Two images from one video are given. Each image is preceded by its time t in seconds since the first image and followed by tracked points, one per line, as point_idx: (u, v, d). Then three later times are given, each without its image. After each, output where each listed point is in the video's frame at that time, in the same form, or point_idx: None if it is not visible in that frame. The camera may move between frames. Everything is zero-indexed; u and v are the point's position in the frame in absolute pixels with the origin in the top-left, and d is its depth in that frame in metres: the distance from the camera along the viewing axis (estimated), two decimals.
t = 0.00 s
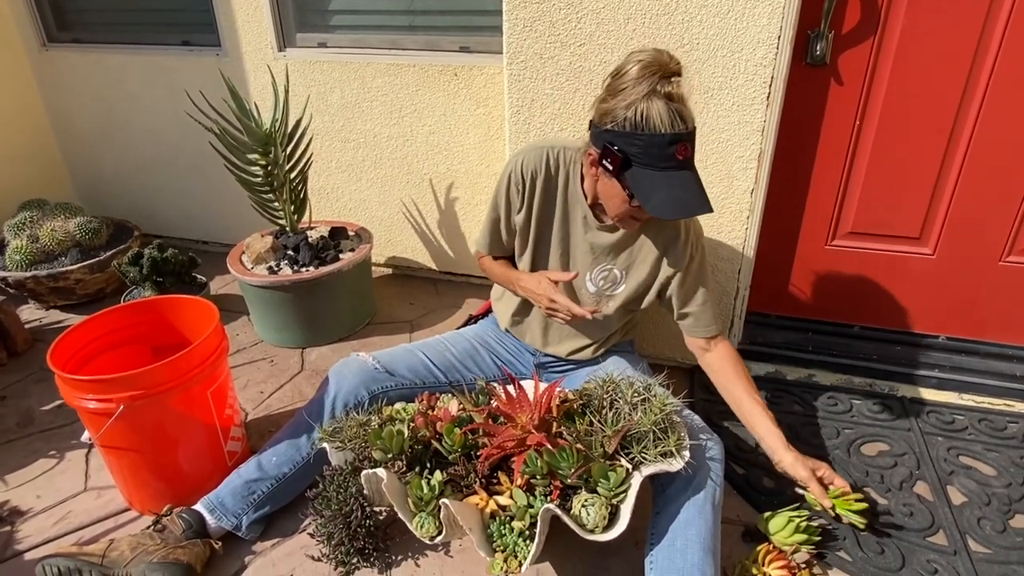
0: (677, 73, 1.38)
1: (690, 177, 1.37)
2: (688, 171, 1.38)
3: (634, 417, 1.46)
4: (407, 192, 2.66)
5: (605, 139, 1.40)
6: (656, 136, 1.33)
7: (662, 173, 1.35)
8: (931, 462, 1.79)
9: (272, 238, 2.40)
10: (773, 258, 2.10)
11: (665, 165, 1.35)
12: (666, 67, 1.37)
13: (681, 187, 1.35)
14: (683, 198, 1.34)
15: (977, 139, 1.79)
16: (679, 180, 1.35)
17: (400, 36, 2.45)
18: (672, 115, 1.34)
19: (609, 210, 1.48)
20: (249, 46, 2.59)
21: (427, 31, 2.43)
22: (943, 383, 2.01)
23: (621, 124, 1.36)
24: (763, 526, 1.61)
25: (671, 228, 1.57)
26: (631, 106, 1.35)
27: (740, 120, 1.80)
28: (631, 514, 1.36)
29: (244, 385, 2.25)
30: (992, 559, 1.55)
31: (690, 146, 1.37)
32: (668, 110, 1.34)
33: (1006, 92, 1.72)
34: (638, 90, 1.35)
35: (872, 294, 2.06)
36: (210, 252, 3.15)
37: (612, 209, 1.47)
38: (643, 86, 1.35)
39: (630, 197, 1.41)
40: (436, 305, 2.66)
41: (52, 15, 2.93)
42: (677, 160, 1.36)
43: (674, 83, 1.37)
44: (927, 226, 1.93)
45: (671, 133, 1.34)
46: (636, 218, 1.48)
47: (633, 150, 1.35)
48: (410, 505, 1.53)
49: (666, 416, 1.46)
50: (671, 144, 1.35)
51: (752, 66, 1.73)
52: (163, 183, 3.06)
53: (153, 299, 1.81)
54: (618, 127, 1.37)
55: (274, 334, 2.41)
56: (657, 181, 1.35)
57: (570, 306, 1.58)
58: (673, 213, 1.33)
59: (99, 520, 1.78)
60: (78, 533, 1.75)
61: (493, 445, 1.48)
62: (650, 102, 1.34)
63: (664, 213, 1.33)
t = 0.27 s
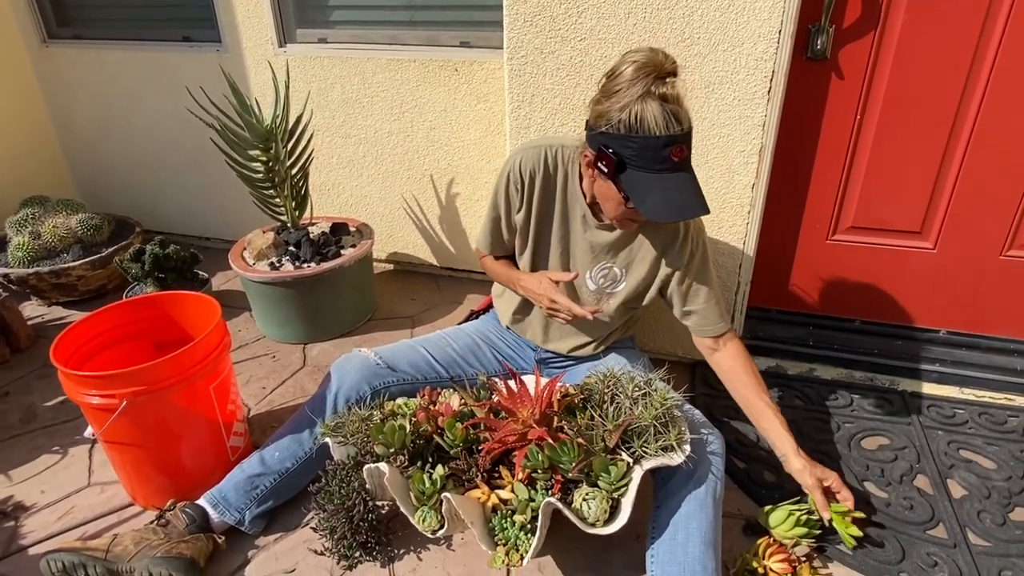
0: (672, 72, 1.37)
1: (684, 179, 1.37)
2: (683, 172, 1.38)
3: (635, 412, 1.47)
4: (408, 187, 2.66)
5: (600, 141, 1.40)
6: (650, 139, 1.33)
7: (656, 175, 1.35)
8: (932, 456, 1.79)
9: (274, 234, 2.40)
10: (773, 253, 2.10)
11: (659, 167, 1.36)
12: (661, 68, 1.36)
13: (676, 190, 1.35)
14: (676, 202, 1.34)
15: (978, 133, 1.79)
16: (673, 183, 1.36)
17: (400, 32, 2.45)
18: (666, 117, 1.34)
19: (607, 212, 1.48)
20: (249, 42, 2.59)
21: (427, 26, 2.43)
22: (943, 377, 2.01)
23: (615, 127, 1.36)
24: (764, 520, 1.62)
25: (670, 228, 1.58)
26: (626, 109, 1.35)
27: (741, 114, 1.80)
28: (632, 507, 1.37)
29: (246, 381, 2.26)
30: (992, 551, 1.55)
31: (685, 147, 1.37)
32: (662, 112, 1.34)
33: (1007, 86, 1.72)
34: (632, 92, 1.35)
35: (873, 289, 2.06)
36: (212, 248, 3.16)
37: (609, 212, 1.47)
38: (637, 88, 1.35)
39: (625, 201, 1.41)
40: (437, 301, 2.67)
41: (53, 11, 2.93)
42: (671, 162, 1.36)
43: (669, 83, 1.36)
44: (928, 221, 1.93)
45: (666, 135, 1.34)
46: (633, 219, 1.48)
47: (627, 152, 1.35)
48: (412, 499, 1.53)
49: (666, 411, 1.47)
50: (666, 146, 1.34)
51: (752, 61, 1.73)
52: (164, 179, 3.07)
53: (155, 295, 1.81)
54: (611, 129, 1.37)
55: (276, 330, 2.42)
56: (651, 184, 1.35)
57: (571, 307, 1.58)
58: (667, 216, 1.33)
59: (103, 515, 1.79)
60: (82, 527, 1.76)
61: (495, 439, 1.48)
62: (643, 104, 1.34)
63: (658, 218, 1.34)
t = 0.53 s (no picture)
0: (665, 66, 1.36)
1: (658, 175, 1.36)
2: (659, 168, 1.36)
3: (636, 407, 1.47)
4: (409, 183, 2.66)
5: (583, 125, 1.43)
6: (624, 129, 1.33)
7: (630, 167, 1.36)
8: (933, 451, 1.79)
9: (275, 230, 2.39)
10: (775, 248, 2.10)
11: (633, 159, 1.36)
12: (653, 60, 1.36)
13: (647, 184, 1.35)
14: (642, 195, 1.34)
15: (980, 128, 1.78)
16: (646, 177, 1.35)
17: (401, 27, 2.45)
18: (646, 109, 1.33)
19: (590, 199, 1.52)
20: (249, 38, 2.59)
21: (427, 21, 2.42)
22: (945, 372, 2.00)
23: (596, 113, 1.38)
24: (764, 515, 1.62)
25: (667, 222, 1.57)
26: (608, 95, 1.36)
27: (742, 109, 1.79)
28: (633, 502, 1.37)
29: (248, 377, 2.26)
30: (993, 547, 1.55)
31: (664, 142, 1.35)
32: (642, 103, 1.33)
33: (1010, 81, 1.71)
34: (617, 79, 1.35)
35: (874, 283, 2.06)
36: (213, 245, 3.16)
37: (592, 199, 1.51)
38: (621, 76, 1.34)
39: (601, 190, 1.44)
40: (438, 297, 2.67)
41: (53, 8, 2.93)
42: (645, 155, 1.35)
43: (659, 76, 1.35)
44: (930, 216, 1.93)
45: (640, 126, 1.33)
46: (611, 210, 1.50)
47: (602, 138, 1.37)
48: (413, 494, 1.53)
49: (667, 406, 1.47)
50: (640, 137, 1.34)
51: (754, 55, 1.72)
52: (165, 175, 3.07)
53: (156, 291, 1.81)
54: (591, 116, 1.39)
55: (277, 326, 2.42)
56: (624, 175, 1.36)
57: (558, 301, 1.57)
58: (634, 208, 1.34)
59: (106, 510, 1.80)
60: (85, 523, 1.77)
61: (496, 435, 1.49)
62: (624, 94, 1.34)
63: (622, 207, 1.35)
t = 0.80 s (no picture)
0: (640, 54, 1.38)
1: (610, 155, 1.39)
2: (613, 149, 1.38)
3: (637, 405, 1.47)
4: (411, 181, 2.66)
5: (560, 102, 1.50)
6: (580, 108, 1.39)
7: (586, 145, 1.40)
8: (935, 448, 1.79)
9: (278, 229, 2.41)
10: (777, 245, 2.10)
11: (589, 138, 1.40)
12: (627, 47, 1.38)
13: (598, 164, 1.40)
14: (587, 172, 1.41)
15: (983, 125, 1.78)
16: (598, 156, 1.39)
17: (402, 25, 2.45)
18: (603, 90, 1.36)
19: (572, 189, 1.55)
20: (252, 36, 2.59)
21: (429, 19, 2.42)
22: (947, 369, 2.00)
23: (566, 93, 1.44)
24: (765, 512, 1.62)
25: (660, 209, 1.62)
26: (576, 75, 1.41)
27: (744, 107, 1.79)
28: (634, 500, 1.37)
29: (251, 374, 2.27)
30: (995, 544, 1.56)
31: (618, 125, 1.36)
32: (603, 85, 1.36)
33: (1013, 77, 1.70)
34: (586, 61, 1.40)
35: (875, 280, 2.06)
36: (216, 243, 3.17)
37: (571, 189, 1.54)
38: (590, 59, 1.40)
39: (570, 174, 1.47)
40: (440, 295, 2.67)
41: (55, 6, 2.93)
42: (599, 135, 1.38)
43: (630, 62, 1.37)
44: (932, 213, 1.93)
45: (595, 106, 1.37)
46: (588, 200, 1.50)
47: (566, 115, 1.43)
48: (415, 492, 1.54)
49: (669, 404, 1.47)
50: (596, 117, 1.37)
51: (756, 52, 1.72)
52: (167, 173, 3.07)
53: (159, 289, 1.82)
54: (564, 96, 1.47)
55: (280, 324, 2.42)
56: (580, 152, 1.41)
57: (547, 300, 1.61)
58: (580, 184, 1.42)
59: (109, 508, 1.81)
60: (89, 520, 1.77)
61: (498, 432, 1.49)
62: (589, 75, 1.39)
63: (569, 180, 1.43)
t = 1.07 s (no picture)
0: (609, 32, 1.38)
1: (574, 126, 1.38)
2: (576, 122, 1.38)
3: (640, 404, 1.47)
4: (413, 179, 2.66)
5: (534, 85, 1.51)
6: (547, 83, 1.41)
7: (552, 118, 1.40)
8: (938, 448, 1.79)
9: (280, 228, 2.43)
10: (779, 244, 2.09)
11: (554, 111, 1.40)
12: (595, 25, 1.39)
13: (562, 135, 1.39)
14: (552, 142, 1.40)
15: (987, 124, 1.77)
16: (563, 128, 1.39)
17: (404, 23, 2.44)
18: (568, 63, 1.37)
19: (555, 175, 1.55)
20: (254, 35, 2.59)
21: (431, 18, 2.42)
22: (951, 368, 2.00)
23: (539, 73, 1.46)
24: (769, 512, 1.62)
25: (650, 192, 1.62)
26: (546, 54, 1.43)
27: (747, 105, 1.79)
28: (636, 499, 1.37)
29: (253, 373, 2.27)
30: (998, 543, 1.55)
31: (583, 97, 1.37)
32: (568, 60, 1.37)
33: (1018, 75, 1.69)
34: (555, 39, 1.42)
35: (878, 279, 2.05)
36: (218, 242, 3.17)
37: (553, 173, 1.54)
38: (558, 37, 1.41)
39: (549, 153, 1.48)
40: (442, 294, 2.67)
41: (58, 5, 2.94)
42: (564, 108, 1.39)
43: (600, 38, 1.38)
44: (936, 212, 1.92)
45: (560, 80, 1.38)
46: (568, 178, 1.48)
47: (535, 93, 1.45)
48: (418, 490, 1.54)
49: (671, 403, 1.47)
50: (561, 91, 1.38)
51: (759, 51, 1.71)
52: (170, 172, 3.08)
53: (162, 288, 1.82)
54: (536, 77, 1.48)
55: (282, 322, 2.42)
56: (546, 124, 1.41)
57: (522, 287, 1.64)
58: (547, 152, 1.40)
59: (113, 506, 1.81)
60: (92, 518, 1.78)
61: (500, 431, 1.48)
62: (556, 52, 1.40)
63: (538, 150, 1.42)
